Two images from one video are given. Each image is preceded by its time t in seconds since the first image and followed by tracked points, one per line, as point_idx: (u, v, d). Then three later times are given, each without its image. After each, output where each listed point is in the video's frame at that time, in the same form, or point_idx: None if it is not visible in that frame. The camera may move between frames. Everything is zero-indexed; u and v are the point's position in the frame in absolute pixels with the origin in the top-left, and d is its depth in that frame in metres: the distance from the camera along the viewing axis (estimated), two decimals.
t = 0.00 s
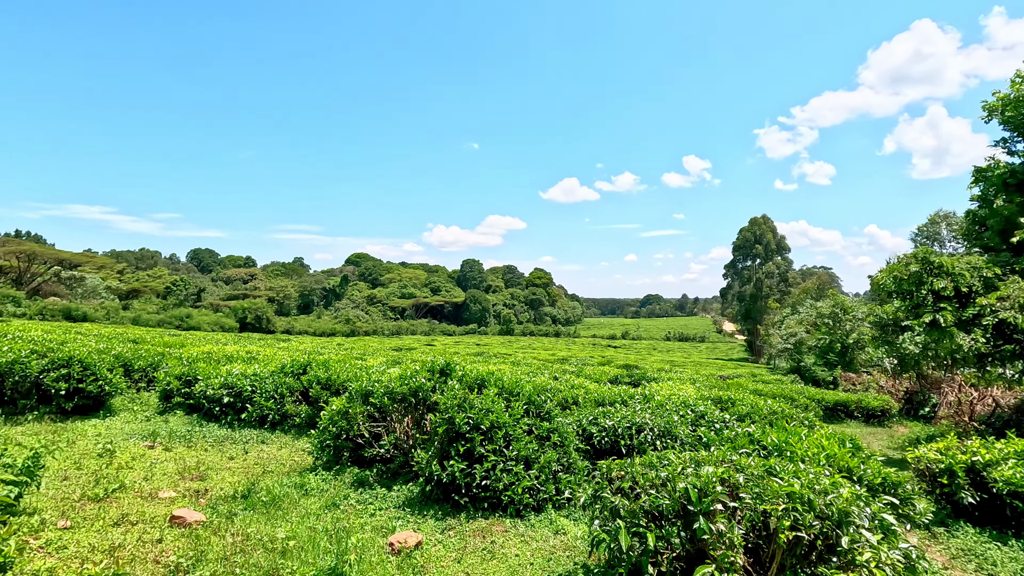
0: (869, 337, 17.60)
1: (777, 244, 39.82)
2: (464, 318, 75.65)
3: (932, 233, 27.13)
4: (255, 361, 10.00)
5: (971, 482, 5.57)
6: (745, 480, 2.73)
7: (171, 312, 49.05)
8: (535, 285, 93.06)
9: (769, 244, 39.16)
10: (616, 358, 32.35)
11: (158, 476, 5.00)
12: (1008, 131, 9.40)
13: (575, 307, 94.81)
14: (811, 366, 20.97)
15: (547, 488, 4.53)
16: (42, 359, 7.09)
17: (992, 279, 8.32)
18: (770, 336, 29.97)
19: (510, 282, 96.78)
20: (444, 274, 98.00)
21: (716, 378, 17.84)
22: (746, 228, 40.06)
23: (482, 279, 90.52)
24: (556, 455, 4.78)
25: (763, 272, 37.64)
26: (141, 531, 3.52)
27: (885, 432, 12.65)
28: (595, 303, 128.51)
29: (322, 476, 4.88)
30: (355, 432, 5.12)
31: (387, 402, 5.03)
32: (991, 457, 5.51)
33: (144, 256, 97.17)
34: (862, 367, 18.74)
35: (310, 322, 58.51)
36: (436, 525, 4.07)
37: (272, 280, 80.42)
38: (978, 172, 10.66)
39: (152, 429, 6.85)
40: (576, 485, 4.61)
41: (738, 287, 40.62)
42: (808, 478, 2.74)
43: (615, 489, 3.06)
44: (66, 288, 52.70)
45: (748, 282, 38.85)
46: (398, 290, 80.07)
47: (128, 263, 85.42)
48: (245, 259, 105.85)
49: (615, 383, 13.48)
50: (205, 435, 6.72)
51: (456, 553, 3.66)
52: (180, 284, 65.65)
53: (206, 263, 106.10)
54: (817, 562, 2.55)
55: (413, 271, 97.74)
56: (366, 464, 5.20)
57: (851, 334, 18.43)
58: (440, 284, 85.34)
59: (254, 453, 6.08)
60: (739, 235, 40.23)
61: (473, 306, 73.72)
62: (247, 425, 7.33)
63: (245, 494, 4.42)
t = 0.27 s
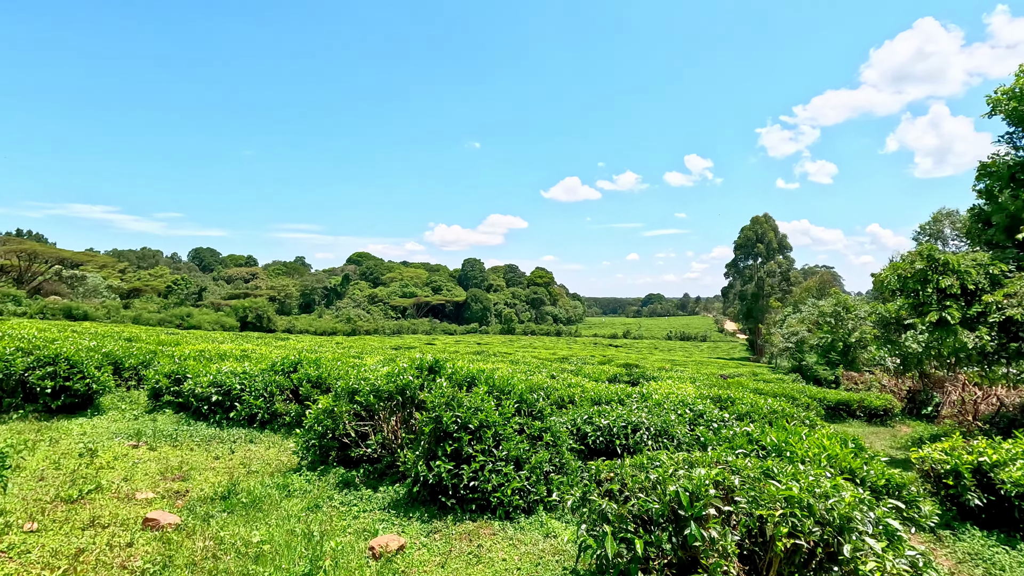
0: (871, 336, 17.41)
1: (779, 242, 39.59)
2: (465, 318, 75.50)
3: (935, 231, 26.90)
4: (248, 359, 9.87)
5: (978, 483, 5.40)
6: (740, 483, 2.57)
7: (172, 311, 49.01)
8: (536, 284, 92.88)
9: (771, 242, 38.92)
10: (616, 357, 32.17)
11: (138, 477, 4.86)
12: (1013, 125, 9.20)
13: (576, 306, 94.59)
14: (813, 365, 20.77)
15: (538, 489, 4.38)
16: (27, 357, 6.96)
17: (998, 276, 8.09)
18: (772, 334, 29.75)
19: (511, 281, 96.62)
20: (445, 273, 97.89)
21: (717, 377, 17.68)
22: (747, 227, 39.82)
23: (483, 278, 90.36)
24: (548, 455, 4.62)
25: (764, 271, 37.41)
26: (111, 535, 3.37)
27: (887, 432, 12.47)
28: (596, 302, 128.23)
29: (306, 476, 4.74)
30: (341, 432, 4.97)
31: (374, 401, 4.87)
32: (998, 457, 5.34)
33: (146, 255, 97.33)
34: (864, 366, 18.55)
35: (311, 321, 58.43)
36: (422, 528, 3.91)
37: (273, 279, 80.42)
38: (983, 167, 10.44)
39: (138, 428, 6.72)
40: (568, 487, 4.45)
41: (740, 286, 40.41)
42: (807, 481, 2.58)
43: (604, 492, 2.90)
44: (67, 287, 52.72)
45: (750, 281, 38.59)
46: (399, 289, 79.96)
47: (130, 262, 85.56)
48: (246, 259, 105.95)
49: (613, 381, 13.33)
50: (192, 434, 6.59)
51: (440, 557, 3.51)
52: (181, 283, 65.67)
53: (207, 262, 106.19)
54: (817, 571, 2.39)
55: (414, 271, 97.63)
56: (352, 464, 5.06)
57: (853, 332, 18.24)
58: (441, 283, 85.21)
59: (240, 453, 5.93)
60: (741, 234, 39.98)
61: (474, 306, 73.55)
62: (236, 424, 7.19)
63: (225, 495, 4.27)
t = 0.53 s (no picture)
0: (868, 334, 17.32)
1: (776, 242, 39.54)
2: (463, 317, 75.25)
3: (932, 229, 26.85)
4: (235, 356, 9.70)
5: (978, 481, 5.26)
6: (729, 479, 2.42)
7: (168, 311, 48.66)
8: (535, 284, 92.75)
9: (767, 242, 38.87)
10: (614, 356, 32.05)
11: (111, 476, 4.68)
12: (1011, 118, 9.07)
13: (575, 306, 94.50)
14: (809, 364, 20.68)
15: (523, 487, 4.23)
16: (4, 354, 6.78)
17: (997, 270, 7.96)
18: (769, 333, 29.67)
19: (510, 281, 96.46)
20: (443, 273, 97.65)
21: (713, 375, 17.56)
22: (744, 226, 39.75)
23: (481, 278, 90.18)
24: (535, 452, 4.47)
25: (762, 270, 37.33)
26: (71, 536, 3.20)
27: (885, 430, 12.36)
28: (595, 302, 128.14)
29: (284, 475, 4.57)
30: (321, 429, 4.81)
31: (354, 396, 4.71)
32: (998, 454, 5.20)
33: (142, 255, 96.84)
34: (861, 364, 18.46)
35: (308, 321, 58.12)
36: (401, 528, 3.76)
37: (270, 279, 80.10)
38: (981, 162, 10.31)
39: (117, 426, 6.55)
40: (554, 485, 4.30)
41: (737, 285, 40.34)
42: (799, 477, 2.43)
43: (585, 490, 2.74)
44: (62, 286, 52.34)
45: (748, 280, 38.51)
46: (397, 289, 79.70)
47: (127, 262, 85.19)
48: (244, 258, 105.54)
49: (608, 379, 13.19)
50: (173, 432, 6.42)
51: (418, 560, 3.35)
52: (177, 283, 65.32)
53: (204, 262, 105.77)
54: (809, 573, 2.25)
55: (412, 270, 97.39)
56: (333, 463, 4.91)
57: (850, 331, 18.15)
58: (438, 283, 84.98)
59: (221, 451, 5.76)
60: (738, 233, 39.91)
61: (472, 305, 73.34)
62: (219, 422, 7.01)
63: (197, 495, 4.10)
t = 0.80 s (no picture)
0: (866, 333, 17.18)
1: (775, 241, 39.40)
2: (462, 317, 75.05)
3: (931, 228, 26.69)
4: (223, 355, 9.55)
5: (977, 483, 5.12)
6: (711, 486, 2.28)
7: (165, 310, 48.40)
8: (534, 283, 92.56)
9: (766, 241, 38.73)
10: (612, 355, 31.89)
11: (81, 478, 4.53)
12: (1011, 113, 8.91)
13: (574, 305, 94.29)
14: (807, 363, 20.56)
15: (505, 491, 4.08)
16: None
17: (997, 268, 7.82)
18: (767, 332, 29.52)
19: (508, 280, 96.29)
20: (442, 272, 97.43)
21: (710, 374, 17.43)
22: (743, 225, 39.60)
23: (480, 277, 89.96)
24: (518, 454, 4.32)
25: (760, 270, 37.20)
26: (25, 543, 3.04)
27: (882, 430, 12.23)
28: (594, 301, 128.01)
29: (259, 478, 4.42)
30: (298, 430, 4.66)
31: (332, 396, 4.56)
32: (997, 456, 5.06)
33: (140, 254, 96.58)
34: (859, 363, 18.33)
35: (306, 320, 57.87)
36: (376, 533, 3.61)
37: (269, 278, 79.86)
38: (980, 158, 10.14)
39: (96, 426, 6.39)
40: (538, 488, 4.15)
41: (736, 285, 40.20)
42: (784, 484, 2.28)
43: (560, 496, 2.59)
44: (59, 285, 52.08)
45: (746, 280, 38.37)
46: (396, 288, 79.48)
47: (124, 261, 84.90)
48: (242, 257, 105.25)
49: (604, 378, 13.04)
50: (153, 432, 6.27)
51: (390, 568, 3.19)
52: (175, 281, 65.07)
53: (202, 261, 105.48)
54: None
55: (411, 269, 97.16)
56: (311, 465, 4.76)
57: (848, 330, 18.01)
58: (437, 282, 84.76)
59: (199, 453, 5.61)
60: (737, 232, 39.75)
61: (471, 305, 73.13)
62: (201, 422, 6.85)
63: (167, 498, 3.95)
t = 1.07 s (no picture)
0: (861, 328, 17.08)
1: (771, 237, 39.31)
2: (459, 314, 74.75)
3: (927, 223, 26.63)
4: (205, 348, 9.32)
5: (972, 475, 5.00)
6: (684, 474, 2.12)
7: (159, 307, 47.87)
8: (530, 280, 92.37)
9: (762, 237, 38.62)
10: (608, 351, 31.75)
11: (40, 472, 4.33)
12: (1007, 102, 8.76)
13: (571, 302, 94.23)
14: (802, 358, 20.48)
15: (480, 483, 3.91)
16: None
17: (993, 257, 7.68)
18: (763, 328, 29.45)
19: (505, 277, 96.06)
20: (438, 269, 97.08)
21: (704, 369, 17.31)
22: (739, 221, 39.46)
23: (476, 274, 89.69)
24: (496, 446, 4.14)
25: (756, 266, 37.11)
26: None
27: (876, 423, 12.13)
28: (591, 298, 127.97)
29: (225, 471, 4.24)
30: (268, 421, 4.47)
31: (302, 386, 4.37)
32: (992, 446, 4.92)
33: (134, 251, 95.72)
34: (854, 358, 18.25)
35: (302, 317, 57.43)
36: (342, 528, 3.44)
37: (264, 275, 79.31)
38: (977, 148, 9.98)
39: (65, 420, 6.17)
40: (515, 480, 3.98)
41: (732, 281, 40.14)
42: (762, 472, 2.11)
43: (525, 487, 2.42)
44: (51, 282, 51.44)
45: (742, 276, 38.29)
46: (392, 285, 79.10)
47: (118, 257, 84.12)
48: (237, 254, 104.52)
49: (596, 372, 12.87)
50: (125, 426, 6.06)
51: (353, 564, 3.02)
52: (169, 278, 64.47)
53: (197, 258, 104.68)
54: None
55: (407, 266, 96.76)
56: (282, 458, 4.59)
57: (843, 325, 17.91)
58: (433, 279, 84.41)
59: (170, 446, 5.40)
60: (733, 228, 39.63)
61: (468, 302, 72.86)
62: (176, 415, 6.64)
63: (125, 492, 3.76)
